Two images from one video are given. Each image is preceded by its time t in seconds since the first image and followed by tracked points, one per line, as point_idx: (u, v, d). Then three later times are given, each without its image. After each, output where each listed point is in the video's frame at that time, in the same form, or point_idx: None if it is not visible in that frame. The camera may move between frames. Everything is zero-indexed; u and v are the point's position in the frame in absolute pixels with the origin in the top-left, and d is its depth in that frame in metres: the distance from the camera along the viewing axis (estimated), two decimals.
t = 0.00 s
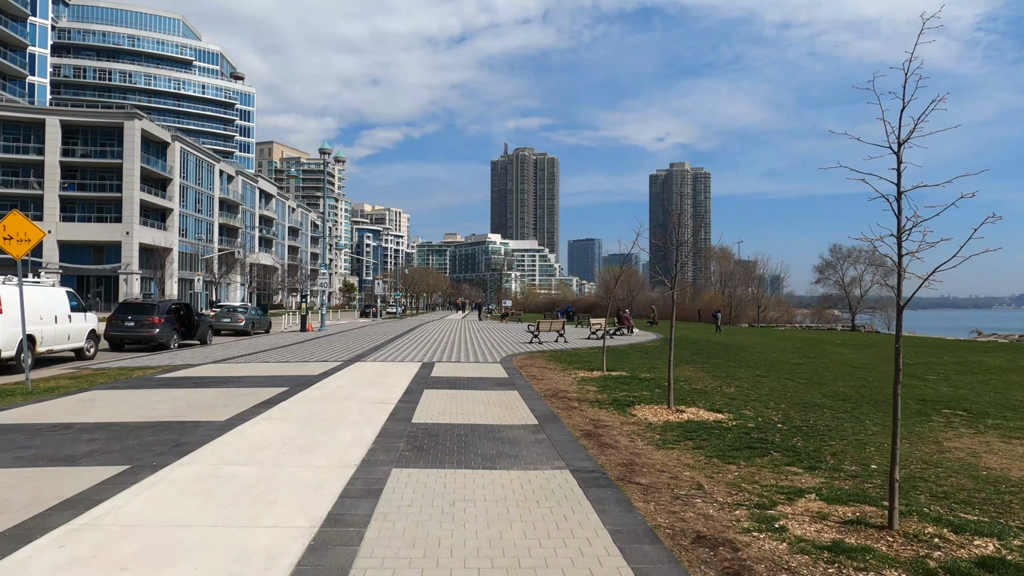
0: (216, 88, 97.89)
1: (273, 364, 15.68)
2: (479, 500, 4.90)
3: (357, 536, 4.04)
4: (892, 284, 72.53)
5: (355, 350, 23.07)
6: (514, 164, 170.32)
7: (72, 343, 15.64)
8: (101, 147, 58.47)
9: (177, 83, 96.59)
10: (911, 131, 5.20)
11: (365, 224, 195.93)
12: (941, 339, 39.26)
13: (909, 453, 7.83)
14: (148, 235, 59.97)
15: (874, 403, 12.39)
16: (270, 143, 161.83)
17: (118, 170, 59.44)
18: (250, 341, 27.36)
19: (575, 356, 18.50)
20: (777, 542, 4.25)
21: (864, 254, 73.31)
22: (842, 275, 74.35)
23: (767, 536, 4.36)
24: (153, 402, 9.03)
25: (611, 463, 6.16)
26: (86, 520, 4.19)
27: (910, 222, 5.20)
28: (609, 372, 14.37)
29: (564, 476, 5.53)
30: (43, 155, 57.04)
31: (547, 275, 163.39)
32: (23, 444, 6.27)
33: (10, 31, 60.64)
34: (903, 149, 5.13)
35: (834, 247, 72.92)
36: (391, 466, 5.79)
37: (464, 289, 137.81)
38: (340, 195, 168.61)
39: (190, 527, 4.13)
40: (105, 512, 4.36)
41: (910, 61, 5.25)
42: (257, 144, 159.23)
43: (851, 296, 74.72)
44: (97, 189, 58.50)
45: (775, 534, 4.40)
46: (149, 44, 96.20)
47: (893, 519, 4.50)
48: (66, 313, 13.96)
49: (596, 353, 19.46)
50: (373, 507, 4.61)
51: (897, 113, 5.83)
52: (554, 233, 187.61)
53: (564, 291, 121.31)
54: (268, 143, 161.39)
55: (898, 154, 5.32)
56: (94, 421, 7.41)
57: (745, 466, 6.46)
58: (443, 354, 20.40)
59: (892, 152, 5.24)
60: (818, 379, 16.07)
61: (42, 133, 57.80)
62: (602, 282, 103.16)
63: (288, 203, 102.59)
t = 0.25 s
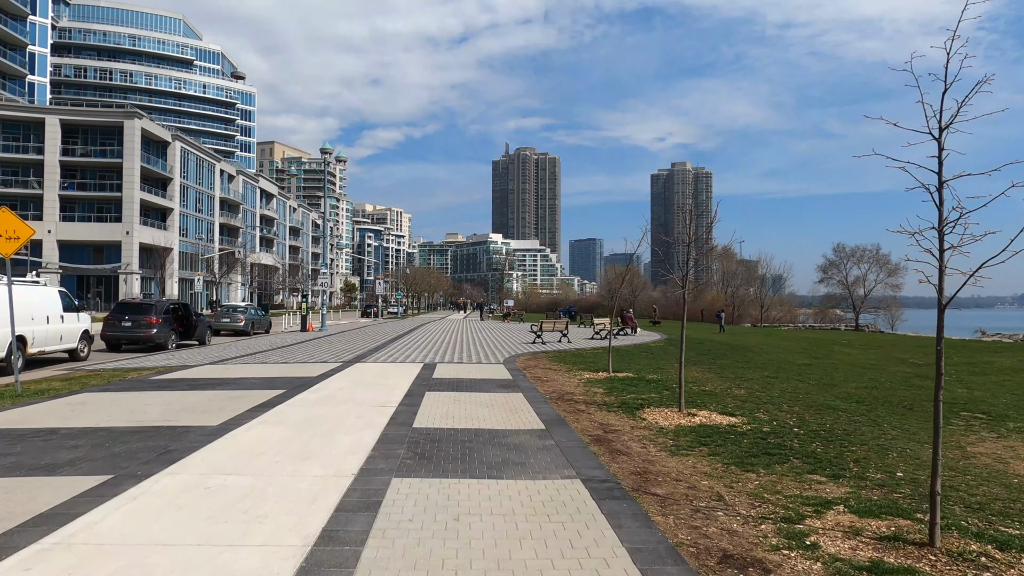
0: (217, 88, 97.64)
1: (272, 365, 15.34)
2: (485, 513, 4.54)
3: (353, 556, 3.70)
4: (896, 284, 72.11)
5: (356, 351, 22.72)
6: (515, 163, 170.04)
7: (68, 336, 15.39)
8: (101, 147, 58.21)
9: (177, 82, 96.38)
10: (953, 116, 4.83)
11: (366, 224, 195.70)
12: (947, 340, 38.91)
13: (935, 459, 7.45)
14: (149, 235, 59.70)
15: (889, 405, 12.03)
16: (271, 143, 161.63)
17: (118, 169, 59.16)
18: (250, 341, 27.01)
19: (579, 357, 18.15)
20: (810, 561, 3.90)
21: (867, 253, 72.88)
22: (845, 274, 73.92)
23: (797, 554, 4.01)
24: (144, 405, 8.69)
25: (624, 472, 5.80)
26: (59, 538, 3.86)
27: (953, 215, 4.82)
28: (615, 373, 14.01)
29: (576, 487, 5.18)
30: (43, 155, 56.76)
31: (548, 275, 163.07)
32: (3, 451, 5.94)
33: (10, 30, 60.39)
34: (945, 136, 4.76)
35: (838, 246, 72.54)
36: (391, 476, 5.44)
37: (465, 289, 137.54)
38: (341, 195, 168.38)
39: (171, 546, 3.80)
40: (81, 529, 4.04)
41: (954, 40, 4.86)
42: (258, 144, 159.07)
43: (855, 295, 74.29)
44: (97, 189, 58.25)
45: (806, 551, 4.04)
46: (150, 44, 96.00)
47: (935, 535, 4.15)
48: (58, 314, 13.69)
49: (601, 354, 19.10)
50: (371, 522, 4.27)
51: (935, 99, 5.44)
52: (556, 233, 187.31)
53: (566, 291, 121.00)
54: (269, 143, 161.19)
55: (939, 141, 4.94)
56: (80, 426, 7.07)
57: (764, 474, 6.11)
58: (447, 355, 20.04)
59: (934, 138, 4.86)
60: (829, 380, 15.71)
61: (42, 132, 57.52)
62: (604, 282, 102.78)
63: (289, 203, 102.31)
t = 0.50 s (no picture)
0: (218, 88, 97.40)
1: (271, 367, 15.00)
2: (495, 532, 4.20)
3: None
4: (901, 284, 71.61)
5: (359, 353, 22.35)
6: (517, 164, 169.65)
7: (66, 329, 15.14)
8: (101, 147, 57.96)
9: (178, 82, 96.16)
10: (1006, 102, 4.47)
11: (368, 224, 195.53)
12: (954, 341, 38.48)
13: (965, 468, 7.09)
14: (149, 236, 59.43)
15: (907, 409, 11.66)
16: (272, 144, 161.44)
17: (119, 169, 58.91)
18: (250, 343, 26.67)
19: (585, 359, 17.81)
20: None
21: (872, 253, 72.40)
22: (850, 274, 73.45)
23: None
24: (136, 411, 8.36)
25: (643, 485, 5.45)
26: (31, 564, 3.54)
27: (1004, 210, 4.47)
28: (623, 376, 13.65)
29: (594, 502, 4.85)
30: (43, 155, 56.50)
31: (550, 275, 162.72)
32: None
33: (10, 30, 60.16)
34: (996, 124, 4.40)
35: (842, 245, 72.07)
36: (394, 489, 5.09)
37: (467, 289, 137.24)
38: (343, 196, 168.17)
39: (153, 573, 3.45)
40: (56, 551, 3.73)
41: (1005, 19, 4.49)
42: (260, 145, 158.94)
43: (859, 296, 73.81)
44: (97, 189, 58.05)
45: None
46: (151, 44, 95.84)
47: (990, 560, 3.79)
48: (51, 315, 13.46)
49: (608, 356, 18.75)
50: (373, 544, 3.92)
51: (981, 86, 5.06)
52: (558, 233, 187.01)
53: (568, 291, 120.58)
54: (271, 144, 161.00)
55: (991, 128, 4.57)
56: (68, 435, 6.75)
57: (790, 486, 5.78)
58: (451, 357, 19.68)
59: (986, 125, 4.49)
60: (842, 383, 15.32)
61: (42, 133, 57.28)
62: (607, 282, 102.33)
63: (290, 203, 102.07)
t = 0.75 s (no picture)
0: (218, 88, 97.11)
1: (268, 369, 14.69)
2: (501, 552, 3.86)
3: None
4: (904, 284, 71.24)
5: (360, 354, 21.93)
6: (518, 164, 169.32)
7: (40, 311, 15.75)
8: (100, 146, 57.68)
9: (178, 82, 95.89)
10: None
11: (368, 225, 195.29)
12: (960, 341, 38.14)
13: (991, 474, 6.77)
14: (148, 235, 59.13)
15: (921, 411, 11.32)
16: (273, 144, 161.16)
17: (118, 169, 58.68)
18: (249, 344, 26.33)
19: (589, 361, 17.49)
20: None
21: (874, 253, 72.08)
22: (852, 275, 73.12)
23: None
24: (124, 414, 8.05)
25: (657, 496, 5.13)
26: None
27: None
28: (628, 378, 13.31)
29: (606, 514, 4.52)
30: (42, 154, 56.19)
31: (551, 276, 162.41)
32: None
33: (9, 29, 59.89)
34: None
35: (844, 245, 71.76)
36: (391, 501, 4.76)
37: (468, 289, 136.95)
38: (343, 196, 167.89)
39: None
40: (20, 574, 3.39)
41: None
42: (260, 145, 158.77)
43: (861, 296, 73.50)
44: (96, 189, 57.78)
45: None
46: (151, 44, 95.60)
47: None
48: (42, 316, 13.19)
49: (611, 358, 18.40)
50: (368, 566, 3.58)
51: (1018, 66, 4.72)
52: (558, 234, 186.70)
53: (569, 292, 120.30)
54: (271, 144, 160.72)
55: None
56: (49, 441, 6.42)
57: (812, 496, 5.44)
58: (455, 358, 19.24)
59: None
60: (852, 384, 14.99)
61: (41, 132, 56.98)
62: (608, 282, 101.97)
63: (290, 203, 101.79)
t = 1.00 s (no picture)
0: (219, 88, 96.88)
1: (263, 370, 14.32)
2: None
3: None
4: (907, 283, 70.80)
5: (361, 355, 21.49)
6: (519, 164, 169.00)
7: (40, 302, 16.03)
8: (100, 146, 57.41)
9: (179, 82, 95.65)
10: None
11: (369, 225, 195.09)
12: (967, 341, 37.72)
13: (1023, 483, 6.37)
14: (147, 235, 58.80)
15: (940, 415, 10.89)
16: (273, 145, 160.96)
17: (118, 169, 58.43)
18: (246, 344, 25.98)
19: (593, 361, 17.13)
20: None
21: (878, 252, 71.61)
22: (855, 274, 72.65)
23: None
24: (110, 419, 7.71)
25: (672, 510, 4.76)
26: None
27: None
28: (634, 380, 12.91)
29: (618, 532, 4.15)
30: (41, 154, 55.88)
31: (552, 276, 162.00)
32: None
33: (8, 29, 59.67)
34: None
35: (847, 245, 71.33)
36: (384, 517, 4.40)
37: (469, 290, 136.64)
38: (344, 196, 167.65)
39: None
40: None
41: None
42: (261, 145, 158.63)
43: (865, 296, 73.03)
44: (96, 189, 57.50)
45: None
46: (151, 44, 95.42)
47: None
48: (32, 317, 12.88)
49: (615, 358, 18.05)
50: None
51: None
52: (560, 234, 186.35)
53: (570, 292, 119.91)
54: (272, 145, 160.53)
55: None
56: (26, 448, 6.09)
57: (838, 510, 5.07)
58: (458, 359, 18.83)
59: None
60: (863, 386, 14.61)
61: (40, 132, 56.73)
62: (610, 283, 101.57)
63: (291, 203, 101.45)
